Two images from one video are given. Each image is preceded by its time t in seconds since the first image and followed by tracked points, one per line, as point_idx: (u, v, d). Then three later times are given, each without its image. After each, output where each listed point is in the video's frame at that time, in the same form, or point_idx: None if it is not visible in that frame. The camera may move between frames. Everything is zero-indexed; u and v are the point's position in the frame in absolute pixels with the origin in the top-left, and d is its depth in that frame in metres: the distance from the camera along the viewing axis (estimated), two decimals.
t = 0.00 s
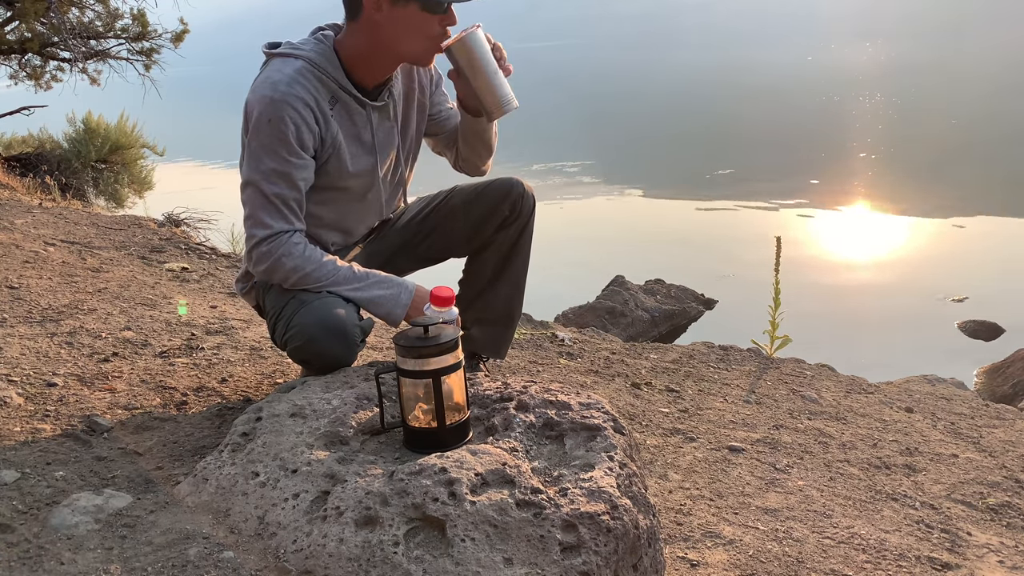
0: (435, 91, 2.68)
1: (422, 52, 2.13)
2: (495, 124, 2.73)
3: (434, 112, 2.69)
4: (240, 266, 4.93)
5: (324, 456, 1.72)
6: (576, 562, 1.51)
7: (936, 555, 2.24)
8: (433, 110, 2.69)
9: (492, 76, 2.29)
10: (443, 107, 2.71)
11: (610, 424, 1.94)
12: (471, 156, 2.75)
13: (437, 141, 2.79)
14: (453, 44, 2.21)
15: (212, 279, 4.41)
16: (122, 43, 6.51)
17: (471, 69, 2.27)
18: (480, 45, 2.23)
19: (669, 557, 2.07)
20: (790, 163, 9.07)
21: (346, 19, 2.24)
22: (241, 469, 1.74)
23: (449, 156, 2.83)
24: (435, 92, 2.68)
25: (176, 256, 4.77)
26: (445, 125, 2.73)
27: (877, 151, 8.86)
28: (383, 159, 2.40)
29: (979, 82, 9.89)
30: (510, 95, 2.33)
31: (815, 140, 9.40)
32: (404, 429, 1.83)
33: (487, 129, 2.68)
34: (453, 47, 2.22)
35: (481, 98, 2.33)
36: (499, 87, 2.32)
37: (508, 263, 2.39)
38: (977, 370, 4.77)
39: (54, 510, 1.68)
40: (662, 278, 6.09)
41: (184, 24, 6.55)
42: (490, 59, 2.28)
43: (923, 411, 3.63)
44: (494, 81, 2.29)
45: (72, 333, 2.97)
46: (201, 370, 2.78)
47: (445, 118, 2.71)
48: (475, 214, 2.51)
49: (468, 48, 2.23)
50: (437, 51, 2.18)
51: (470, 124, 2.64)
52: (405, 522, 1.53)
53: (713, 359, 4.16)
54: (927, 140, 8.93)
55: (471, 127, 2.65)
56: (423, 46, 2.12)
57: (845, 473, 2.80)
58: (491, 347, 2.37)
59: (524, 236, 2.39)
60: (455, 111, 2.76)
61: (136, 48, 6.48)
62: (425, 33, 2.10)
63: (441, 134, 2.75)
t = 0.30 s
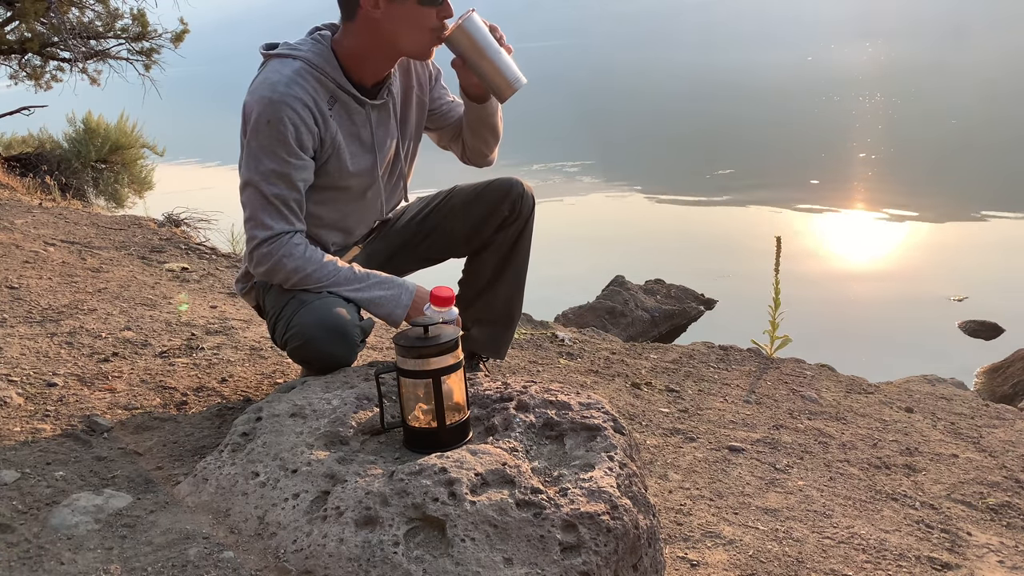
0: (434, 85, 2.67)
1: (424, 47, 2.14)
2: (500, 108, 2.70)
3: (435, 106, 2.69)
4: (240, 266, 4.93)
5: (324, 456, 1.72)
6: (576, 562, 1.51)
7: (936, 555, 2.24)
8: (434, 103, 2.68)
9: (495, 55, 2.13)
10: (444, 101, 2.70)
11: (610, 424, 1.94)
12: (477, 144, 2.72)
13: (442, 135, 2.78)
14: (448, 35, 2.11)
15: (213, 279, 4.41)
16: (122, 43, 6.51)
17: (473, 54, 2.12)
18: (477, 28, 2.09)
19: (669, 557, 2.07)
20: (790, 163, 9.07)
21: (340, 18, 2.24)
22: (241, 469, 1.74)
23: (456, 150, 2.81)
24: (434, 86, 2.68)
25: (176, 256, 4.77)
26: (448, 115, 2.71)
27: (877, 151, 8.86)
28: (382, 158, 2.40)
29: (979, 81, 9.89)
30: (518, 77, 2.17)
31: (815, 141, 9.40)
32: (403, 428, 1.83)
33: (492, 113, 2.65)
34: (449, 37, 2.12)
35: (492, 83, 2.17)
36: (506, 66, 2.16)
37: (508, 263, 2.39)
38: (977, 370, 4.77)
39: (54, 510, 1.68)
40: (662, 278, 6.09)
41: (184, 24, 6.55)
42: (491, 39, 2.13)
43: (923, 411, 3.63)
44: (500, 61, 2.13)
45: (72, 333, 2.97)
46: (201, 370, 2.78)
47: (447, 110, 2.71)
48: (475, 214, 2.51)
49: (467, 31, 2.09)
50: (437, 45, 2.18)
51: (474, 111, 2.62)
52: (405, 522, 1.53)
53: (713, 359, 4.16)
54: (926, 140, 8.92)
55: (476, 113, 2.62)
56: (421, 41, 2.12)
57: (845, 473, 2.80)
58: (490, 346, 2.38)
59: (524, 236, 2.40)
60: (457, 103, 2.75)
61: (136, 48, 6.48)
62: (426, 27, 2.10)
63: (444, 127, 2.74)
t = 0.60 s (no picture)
0: (433, 80, 2.67)
1: (423, 37, 2.12)
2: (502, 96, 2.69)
3: (436, 99, 2.69)
4: (240, 266, 4.93)
5: (324, 456, 1.72)
6: (576, 562, 1.51)
7: (936, 555, 2.24)
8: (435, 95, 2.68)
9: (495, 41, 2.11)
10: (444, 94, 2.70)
11: (610, 424, 1.94)
12: (482, 133, 2.70)
13: (445, 129, 2.77)
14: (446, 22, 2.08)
15: (213, 279, 4.42)
16: (122, 43, 6.51)
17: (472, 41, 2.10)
18: (476, 15, 2.07)
19: (669, 557, 2.07)
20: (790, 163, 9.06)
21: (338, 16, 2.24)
22: (241, 469, 1.74)
23: (461, 143, 2.80)
24: (434, 80, 2.68)
25: (176, 256, 4.77)
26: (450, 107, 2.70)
27: (877, 151, 8.86)
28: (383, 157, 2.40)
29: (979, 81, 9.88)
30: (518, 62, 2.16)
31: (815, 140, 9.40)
32: (403, 428, 1.83)
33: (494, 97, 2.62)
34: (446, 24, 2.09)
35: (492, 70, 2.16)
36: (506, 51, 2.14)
37: (508, 263, 2.40)
38: (977, 370, 4.77)
39: (54, 511, 1.68)
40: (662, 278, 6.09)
41: (184, 24, 6.55)
42: (490, 25, 2.10)
43: (923, 411, 3.63)
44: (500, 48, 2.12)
45: (72, 333, 2.97)
46: (201, 370, 2.78)
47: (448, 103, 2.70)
48: (475, 214, 2.51)
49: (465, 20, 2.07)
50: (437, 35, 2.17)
51: (474, 98, 2.61)
52: (405, 522, 1.53)
53: (713, 359, 4.16)
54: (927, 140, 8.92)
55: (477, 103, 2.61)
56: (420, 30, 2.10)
57: (845, 473, 2.80)
58: (490, 347, 2.38)
59: (525, 236, 2.40)
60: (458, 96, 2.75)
61: (136, 48, 6.48)
62: (423, 16, 2.09)
63: (446, 121, 2.73)
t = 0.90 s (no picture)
0: (433, 81, 2.67)
1: (423, 39, 2.13)
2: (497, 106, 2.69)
3: (433, 102, 2.69)
4: (240, 266, 4.93)
5: (324, 456, 1.72)
6: (576, 562, 1.51)
7: (936, 555, 2.24)
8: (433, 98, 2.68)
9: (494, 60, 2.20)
10: (442, 97, 2.70)
11: (610, 424, 1.94)
12: (475, 138, 2.70)
13: (440, 131, 2.77)
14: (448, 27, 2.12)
15: (213, 279, 4.41)
16: (122, 43, 6.50)
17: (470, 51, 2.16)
18: (479, 28, 2.13)
19: (669, 557, 2.07)
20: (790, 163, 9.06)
21: (338, 15, 2.24)
22: (240, 469, 1.74)
23: (454, 146, 2.80)
24: (433, 82, 2.68)
25: (176, 256, 4.77)
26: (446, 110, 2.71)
27: (877, 151, 8.86)
28: (382, 157, 2.40)
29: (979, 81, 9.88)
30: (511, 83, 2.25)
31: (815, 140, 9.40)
32: (404, 429, 1.83)
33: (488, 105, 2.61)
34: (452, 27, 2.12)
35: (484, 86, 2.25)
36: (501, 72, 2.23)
37: (508, 263, 2.40)
38: (977, 370, 4.77)
39: (54, 511, 1.68)
40: (662, 278, 6.09)
41: (184, 24, 6.54)
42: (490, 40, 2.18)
43: (923, 411, 3.63)
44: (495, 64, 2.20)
45: (72, 333, 2.97)
46: (201, 370, 2.78)
47: (443, 106, 2.70)
48: (475, 214, 2.51)
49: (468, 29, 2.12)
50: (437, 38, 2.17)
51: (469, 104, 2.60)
52: (405, 522, 1.53)
53: (713, 359, 4.16)
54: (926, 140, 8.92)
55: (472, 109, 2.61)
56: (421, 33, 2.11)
57: (845, 473, 2.80)
58: (490, 347, 2.38)
59: (525, 236, 2.40)
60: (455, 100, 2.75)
61: (136, 48, 6.48)
62: (424, 18, 2.09)
63: (443, 123, 2.73)
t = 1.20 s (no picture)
0: (432, 89, 2.68)
1: (420, 61, 2.13)
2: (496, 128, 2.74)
3: (431, 111, 2.69)
4: (240, 266, 4.93)
5: (324, 456, 1.72)
6: (576, 562, 1.51)
7: (936, 555, 2.24)
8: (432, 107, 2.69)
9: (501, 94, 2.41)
10: (441, 106, 2.71)
11: (610, 424, 1.94)
12: (470, 153, 2.73)
13: (435, 138, 2.79)
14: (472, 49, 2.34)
15: (213, 279, 4.42)
16: (122, 43, 6.50)
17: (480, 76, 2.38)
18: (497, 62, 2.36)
19: (669, 557, 2.07)
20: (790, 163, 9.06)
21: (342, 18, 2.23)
22: (240, 469, 1.74)
23: (446, 154, 2.82)
24: (432, 90, 2.68)
25: (176, 256, 4.77)
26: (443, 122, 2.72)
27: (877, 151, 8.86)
28: (380, 159, 2.40)
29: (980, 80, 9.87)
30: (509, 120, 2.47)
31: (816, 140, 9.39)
32: (403, 428, 1.83)
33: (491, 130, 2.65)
34: (472, 53, 2.34)
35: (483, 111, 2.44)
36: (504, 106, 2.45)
37: (508, 262, 2.40)
38: (977, 370, 4.77)
39: (54, 511, 1.68)
40: (662, 278, 6.09)
41: (184, 24, 6.53)
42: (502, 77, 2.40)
43: (923, 411, 3.63)
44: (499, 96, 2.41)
45: (72, 333, 2.97)
46: (201, 370, 2.77)
47: (441, 117, 2.71)
48: (474, 214, 2.51)
49: (489, 56, 2.34)
50: (436, 58, 2.17)
51: (472, 120, 2.63)
52: (405, 522, 1.53)
53: (713, 359, 4.16)
54: (927, 140, 8.91)
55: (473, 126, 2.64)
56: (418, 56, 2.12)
57: (845, 473, 2.80)
58: (491, 347, 2.38)
59: (524, 236, 2.40)
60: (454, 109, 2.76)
61: (136, 48, 6.48)
62: (423, 41, 2.09)
63: (439, 131, 2.75)
